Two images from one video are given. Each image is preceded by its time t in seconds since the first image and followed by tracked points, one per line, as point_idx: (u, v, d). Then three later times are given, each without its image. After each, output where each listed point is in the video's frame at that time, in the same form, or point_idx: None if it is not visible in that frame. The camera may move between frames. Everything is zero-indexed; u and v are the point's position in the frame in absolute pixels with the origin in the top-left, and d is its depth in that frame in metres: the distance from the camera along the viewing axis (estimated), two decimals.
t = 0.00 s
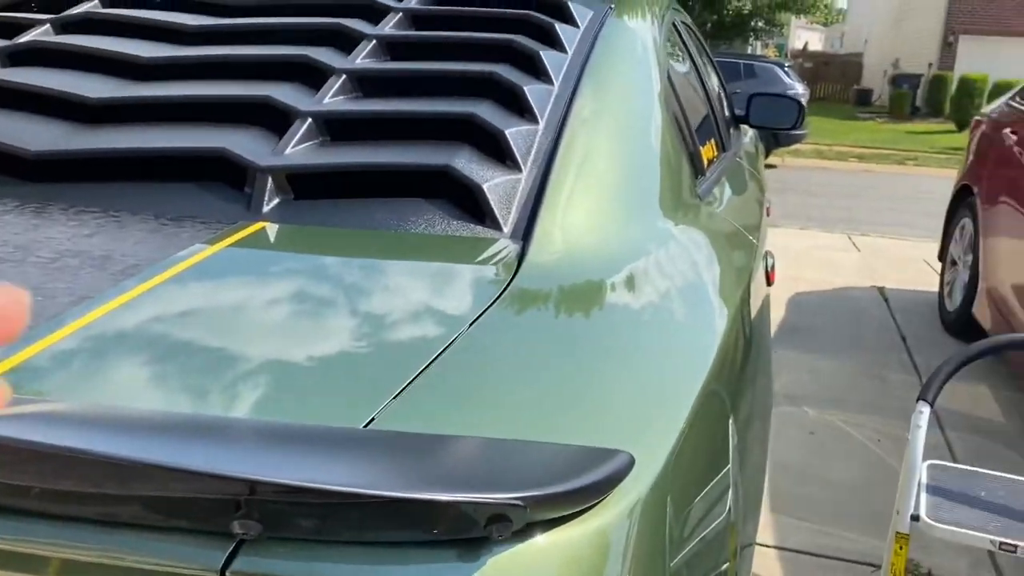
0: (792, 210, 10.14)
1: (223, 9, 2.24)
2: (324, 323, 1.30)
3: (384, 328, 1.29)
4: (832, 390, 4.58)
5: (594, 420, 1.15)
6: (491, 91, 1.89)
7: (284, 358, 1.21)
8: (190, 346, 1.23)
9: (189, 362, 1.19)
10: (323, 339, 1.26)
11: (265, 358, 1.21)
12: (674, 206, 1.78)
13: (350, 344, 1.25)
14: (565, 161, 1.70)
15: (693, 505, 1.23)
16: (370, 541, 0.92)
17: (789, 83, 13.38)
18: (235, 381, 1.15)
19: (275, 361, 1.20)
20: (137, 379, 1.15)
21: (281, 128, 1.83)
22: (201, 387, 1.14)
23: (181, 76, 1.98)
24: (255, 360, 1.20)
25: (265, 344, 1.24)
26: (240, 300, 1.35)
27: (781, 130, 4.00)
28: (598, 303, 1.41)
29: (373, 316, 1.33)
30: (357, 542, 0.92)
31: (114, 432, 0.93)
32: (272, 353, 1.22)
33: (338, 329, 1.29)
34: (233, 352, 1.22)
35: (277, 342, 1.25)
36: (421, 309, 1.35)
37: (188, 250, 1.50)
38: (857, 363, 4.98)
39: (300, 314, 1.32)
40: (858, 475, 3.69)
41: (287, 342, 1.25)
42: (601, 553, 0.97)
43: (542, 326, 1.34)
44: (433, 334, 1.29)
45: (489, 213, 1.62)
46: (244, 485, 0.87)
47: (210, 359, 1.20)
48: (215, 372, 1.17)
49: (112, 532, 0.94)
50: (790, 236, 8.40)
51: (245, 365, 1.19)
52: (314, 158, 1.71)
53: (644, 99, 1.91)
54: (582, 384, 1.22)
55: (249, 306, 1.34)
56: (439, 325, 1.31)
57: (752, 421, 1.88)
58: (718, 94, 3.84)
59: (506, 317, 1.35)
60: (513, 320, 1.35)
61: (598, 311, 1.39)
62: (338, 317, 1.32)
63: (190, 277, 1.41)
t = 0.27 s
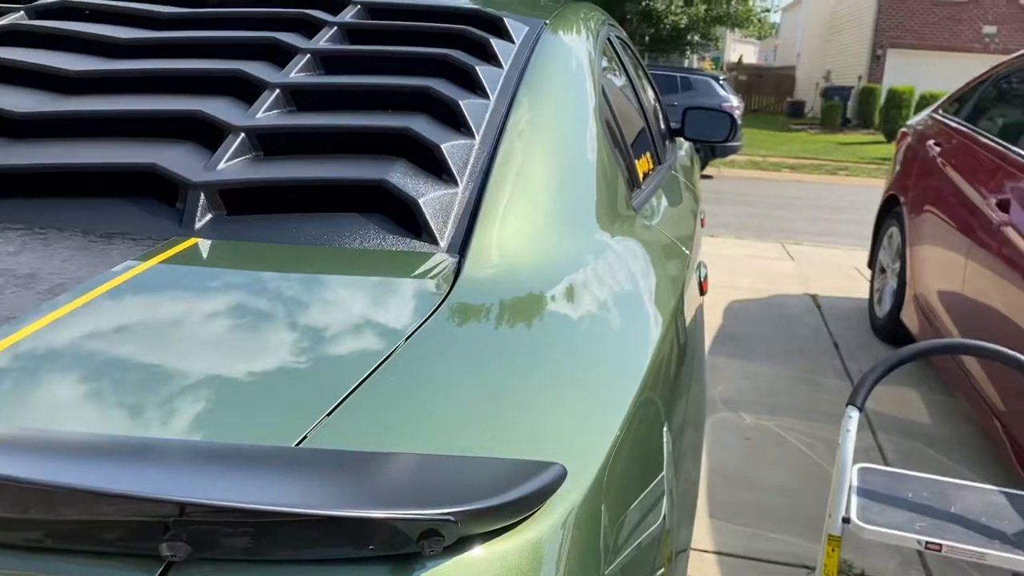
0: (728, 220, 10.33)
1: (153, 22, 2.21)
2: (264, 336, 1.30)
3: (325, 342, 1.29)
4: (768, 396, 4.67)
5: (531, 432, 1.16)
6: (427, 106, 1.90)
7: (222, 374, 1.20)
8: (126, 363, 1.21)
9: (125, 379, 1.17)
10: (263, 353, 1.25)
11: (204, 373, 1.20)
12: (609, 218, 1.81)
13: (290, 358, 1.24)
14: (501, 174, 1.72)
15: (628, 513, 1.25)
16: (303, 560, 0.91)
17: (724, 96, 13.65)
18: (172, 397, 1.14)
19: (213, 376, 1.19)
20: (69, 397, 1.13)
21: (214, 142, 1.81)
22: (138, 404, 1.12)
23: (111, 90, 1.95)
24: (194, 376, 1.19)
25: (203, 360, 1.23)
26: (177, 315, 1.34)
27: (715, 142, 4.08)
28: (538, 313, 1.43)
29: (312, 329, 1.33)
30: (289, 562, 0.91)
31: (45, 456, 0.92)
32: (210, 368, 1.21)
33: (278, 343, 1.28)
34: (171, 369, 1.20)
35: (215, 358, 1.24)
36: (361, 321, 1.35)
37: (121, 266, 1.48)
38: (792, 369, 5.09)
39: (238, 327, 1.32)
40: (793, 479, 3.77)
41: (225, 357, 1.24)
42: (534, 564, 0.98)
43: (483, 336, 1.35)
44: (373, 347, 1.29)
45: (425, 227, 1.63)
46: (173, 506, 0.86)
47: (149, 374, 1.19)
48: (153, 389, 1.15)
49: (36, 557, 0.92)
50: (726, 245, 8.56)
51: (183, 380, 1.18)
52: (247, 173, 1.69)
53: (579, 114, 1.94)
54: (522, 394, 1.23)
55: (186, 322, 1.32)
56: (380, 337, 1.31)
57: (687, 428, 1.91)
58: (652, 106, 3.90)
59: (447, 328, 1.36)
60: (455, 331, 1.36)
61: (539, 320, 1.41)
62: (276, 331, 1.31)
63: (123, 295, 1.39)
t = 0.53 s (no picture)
0: (681, 227, 10.44)
1: (105, 30, 2.17)
2: (217, 347, 1.28)
3: (281, 353, 1.28)
4: (724, 401, 4.73)
5: (495, 442, 1.16)
6: (386, 116, 1.89)
7: (175, 388, 1.18)
8: (74, 377, 1.19)
9: (76, 394, 1.15)
10: (219, 366, 1.24)
11: (156, 387, 1.18)
12: (569, 227, 1.82)
13: (245, 371, 1.23)
14: (462, 185, 1.72)
15: (593, 521, 1.26)
16: None
17: (676, 104, 13.81)
18: (124, 412, 1.12)
19: (168, 391, 1.17)
20: (18, 416, 1.10)
21: (170, 153, 1.78)
22: (90, 419, 1.10)
23: (61, 99, 1.91)
24: (146, 390, 1.17)
25: (155, 373, 1.21)
26: (128, 328, 1.32)
27: (669, 150, 4.12)
28: (498, 322, 1.43)
29: (268, 340, 1.31)
30: None
31: None
32: (163, 382, 1.19)
33: (233, 354, 1.27)
34: (123, 383, 1.18)
35: (168, 371, 1.22)
36: (318, 332, 1.35)
37: (75, 280, 1.45)
38: (746, 374, 5.16)
39: (192, 339, 1.30)
40: (749, 482, 3.82)
41: (180, 370, 1.22)
42: None
43: (445, 346, 1.35)
44: (330, 359, 1.28)
45: (387, 238, 1.62)
46: (136, 528, 0.84)
47: (96, 389, 1.16)
48: (104, 403, 1.13)
49: None
50: (680, 252, 8.65)
51: (136, 395, 1.16)
52: (205, 184, 1.67)
53: (538, 124, 1.95)
54: (484, 404, 1.23)
55: (138, 334, 1.30)
56: (339, 348, 1.31)
57: (649, 433, 1.92)
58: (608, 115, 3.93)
59: (406, 339, 1.36)
60: (416, 341, 1.35)
61: (499, 329, 1.42)
62: (231, 341, 1.30)
63: (76, 309, 1.36)
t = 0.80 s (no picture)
0: (673, 224, 10.46)
1: (97, 29, 2.16)
2: (208, 347, 1.28)
3: (273, 352, 1.28)
4: (717, 398, 4.74)
5: (492, 441, 1.16)
6: (381, 114, 1.89)
7: (167, 388, 1.18)
8: (62, 377, 1.18)
9: (65, 394, 1.14)
10: (211, 366, 1.23)
11: (146, 388, 1.18)
12: (563, 226, 1.82)
13: (237, 371, 1.23)
14: (457, 184, 1.72)
15: (590, 520, 1.26)
16: None
17: (667, 102, 13.82)
18: (115, 412, 1.12)
19: (159, 392, 1.17)
20: (9, 417, 1.09)
21: (164, 151, 1.78)
22: (80, 420, 1.09)
23: (54, 98, 1.90)
24: (137, 391, 1.17)
25: (145, 373, 1.21)
26: (118, 328, 1.32)
27: (662, 148, 4.12)
28: (491, 322, 1.43)
29: (259, 340, 1.31)
30: None
31: None
32: (155, 383, 1.19)
33: (224, 354, 1.26)
34: (112, 383, 1.18)
35: (159, 371, 1.21)
36: (311, 331, 1.34)
37: (69, 279, 1.44)
38: (739, 371, 5.17)
39: (183, 339, 1.30)
40: (743, 479, 3.83)
41: (171, 370, 1.22)
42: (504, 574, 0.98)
43: (439, 345, 1.35)
44: (323, 358, 1.28)
45: (383, 237, 1.61)
46: (136, 528, 0.84)
47: (82, 389, 1.16)
48: (95, 404, 1.12)
49: None
50: (672, 250, 8.66)
51: (126, 396, 1.16)
52: (200, 183, 1.67)
53: (532, 123, 1.95)
54: (479, 403, 1.23)
55: (128, 334, 1.30)
56: (331, 347, 1.31)
57: (644, 430, 1.92)
58: (600, 113, 3.94)
59: (399, 337, 1.36)
60: (410, 340, 1.35)
61: (493, 329, 1.41)
62: (222, 342, 1.30)
63: (70, 309, 1.36)
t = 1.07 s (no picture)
0: (699, 216, 10.39)
1: (124, 14, 2.18)
2: (236, 333, 1.28)
3: (298, 339, 1.27)
4: (742, 389, 4.71)
5: (512, 422, 1.15)
6: (404, 97, 1.89)
7: (194, 371, 1.18)
8: (92, 361, 1.19)
9: (95, 379, 1.14)
10: (237, 351, 1.24)
11: (174, 371, 1.18)
12: (586, 211, 1.81)
13: (263, 355, 1.23)
14: (479, 168, 1.71)
15: (611, 504, 1.25)
16: (290, 549, 0.90)
17: (694, 92, 13.73)
18: (143, 396, 1.12)
19: (186, 375, 1.17)
20: (38, 395, 1.11)
21: (189, 134, 1.79)
22: (109, 404, 1.10)
23: (81, 81, 1.91)
24: (165, 374, 1.17)
25: (172, 357, 1.21)
26: (146, 314, 1.32)
27: (688, 136, 4.09)
28: (515, 308, 1.42)
29: (285, 327, 1.31)
30: (277, 551, 0.90)
31: (16, 450, 0.89)
32: (183, 367, 1.19)
33: (250, 341, 1.26)
34: (141, 366, 1.18)
35: (186, 356, 1.22)
36: (336, 318, 1.34)
37: (93, 259, 1.46)
38: (764, 362, 5.13)
39: (211, 325, 1.30)
40: (767, 470, 3.80)
41: (197, 355, 1.22)
42: (523, 549, 0.98)
43: (462, 330, 1.34)
44: (348, 343, 1.28)
45: (405, 219, 1.61)
46: (157, 496, 0.84)
47: (110, 371, 1.17)
48: (123, 388, 1.13)
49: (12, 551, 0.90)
50: (698, 241, 8.61)
51: (154, 379, 1.16)
52: (224, 165, 1.67)
53: (555, 108, 1.94)
54: (501, 387, 1.22)
55: (157, 319, 1.30)
56: (355, 333, 1.30)
57: (667, 417, 1.91)
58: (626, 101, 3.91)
59: (423, 320, 1.36)
60: (433, 324, 1.35)
61: (515, 315, 1.40)
62: (248, 327, 1.29)
63: (95, 289, 1.37)
